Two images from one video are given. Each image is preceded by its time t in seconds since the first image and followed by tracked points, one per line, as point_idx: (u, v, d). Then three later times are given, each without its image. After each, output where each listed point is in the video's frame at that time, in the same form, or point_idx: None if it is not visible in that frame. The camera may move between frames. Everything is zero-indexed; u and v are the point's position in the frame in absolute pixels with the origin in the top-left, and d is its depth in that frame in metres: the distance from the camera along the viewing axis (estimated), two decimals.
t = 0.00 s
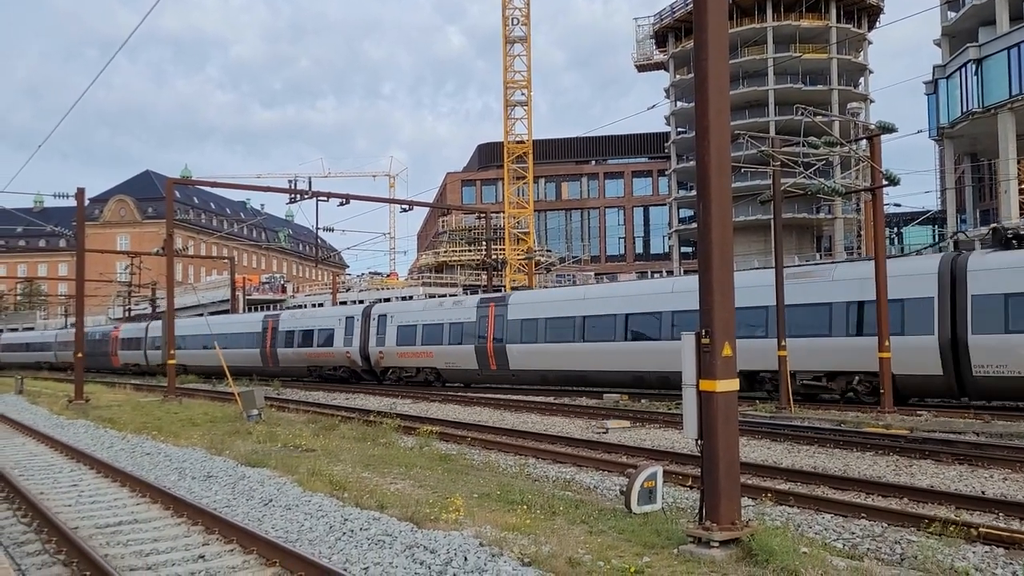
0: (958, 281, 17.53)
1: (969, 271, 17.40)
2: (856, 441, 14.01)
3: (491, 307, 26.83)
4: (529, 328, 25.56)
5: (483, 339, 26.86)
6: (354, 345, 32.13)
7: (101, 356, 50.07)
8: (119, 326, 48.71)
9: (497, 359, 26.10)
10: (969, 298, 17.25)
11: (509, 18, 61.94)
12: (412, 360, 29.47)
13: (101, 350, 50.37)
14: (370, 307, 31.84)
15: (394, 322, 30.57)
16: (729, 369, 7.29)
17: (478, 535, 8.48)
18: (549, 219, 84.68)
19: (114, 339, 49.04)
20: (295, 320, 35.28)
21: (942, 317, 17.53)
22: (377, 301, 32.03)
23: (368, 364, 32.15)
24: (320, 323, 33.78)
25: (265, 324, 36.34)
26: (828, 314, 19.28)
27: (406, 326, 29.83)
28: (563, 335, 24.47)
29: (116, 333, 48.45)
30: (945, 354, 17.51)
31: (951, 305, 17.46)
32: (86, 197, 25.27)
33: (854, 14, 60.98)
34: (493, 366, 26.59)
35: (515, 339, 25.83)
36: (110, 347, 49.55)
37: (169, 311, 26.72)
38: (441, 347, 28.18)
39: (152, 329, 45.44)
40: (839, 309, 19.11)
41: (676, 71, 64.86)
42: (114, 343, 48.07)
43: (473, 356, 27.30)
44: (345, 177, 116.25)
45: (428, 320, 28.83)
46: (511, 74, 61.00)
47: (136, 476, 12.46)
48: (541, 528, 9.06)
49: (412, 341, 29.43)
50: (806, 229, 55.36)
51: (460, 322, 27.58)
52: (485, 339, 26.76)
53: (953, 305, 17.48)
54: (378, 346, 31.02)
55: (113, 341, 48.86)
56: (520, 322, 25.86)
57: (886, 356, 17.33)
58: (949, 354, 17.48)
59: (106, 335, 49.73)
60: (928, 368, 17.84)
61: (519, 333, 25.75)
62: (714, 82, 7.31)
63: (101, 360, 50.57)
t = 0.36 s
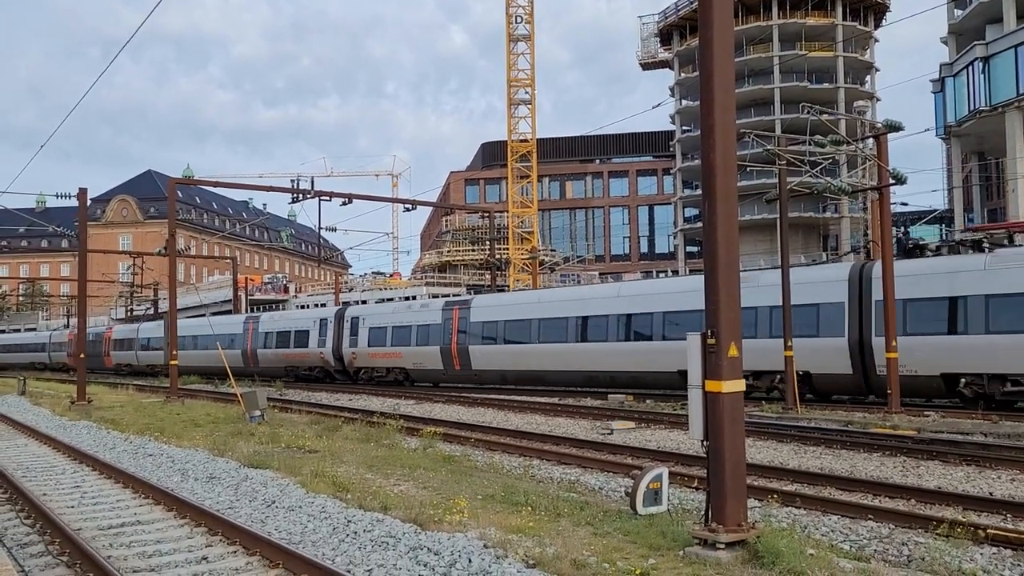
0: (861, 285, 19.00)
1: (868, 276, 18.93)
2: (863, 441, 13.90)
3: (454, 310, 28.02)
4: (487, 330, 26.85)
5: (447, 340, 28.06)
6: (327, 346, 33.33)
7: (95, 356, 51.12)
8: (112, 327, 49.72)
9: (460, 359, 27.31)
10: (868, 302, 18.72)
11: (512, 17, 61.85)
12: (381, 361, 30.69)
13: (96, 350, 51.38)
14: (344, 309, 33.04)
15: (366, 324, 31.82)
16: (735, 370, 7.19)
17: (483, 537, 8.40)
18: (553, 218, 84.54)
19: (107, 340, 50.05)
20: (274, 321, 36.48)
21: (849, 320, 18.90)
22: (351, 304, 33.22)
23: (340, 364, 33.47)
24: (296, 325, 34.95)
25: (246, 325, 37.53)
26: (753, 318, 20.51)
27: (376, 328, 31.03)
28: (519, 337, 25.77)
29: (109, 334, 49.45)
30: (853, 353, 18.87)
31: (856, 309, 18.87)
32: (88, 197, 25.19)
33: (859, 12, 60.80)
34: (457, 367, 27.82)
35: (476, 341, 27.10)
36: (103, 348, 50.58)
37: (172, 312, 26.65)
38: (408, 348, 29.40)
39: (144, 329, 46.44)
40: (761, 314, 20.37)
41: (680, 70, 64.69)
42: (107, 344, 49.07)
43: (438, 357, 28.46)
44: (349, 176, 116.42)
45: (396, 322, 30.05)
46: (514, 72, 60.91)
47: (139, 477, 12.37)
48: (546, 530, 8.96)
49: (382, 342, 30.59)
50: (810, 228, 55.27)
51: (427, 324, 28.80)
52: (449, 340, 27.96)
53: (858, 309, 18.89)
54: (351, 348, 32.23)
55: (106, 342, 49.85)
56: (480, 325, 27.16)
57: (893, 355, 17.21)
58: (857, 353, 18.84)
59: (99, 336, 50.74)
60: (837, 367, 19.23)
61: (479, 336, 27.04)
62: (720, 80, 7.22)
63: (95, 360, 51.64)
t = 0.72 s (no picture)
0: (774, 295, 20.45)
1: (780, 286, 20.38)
2: (865, 441, 13.96)
3: (419, 312, 29.66)
4: (449, 331, 28.47)
5: (412, 340, 29.75)
6: (302, 346, 35.04)
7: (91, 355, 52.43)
8: (109, 327, 50.93)
9: (424, 358, 29.04)
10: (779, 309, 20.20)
11: (516, 18, 61.99)
12: (354, 360, 32.38)
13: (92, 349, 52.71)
14: (319, 311, 34.83)
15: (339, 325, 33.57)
16: (737, 369, 7.28)
17: (487, 535, 8.49)
18: (556, 218, 84.61)
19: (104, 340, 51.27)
20: (254, 322, 38.18)
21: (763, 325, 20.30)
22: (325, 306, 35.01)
23: (315, 363, 35.23)
24: (274, 326, 36.63)
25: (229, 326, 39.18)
26: (679, 321, 21.91)
27: (349, 329, 32.72)
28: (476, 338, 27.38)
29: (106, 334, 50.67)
30: (766, 354, 20.24)
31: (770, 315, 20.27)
32: (95, 198, 25.37)
33: (863, 12, 60.84)
34: (421, 365, 29.49)
35: (439, 342, 28.75)
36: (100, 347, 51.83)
37: (179, 312, 26.79)
38: (377, 348, 31.09)
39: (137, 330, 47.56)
40: (687, 317, 21.78)
41: (684, 70, 64.72)
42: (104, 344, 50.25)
43: (405, 356, 30.14)
44: (353, 177, 116.69)
45: (366, 323, 31.79)
46: (518, 73, 61.02)
47: (146, 476, 12.49)
48: (550, 527, 9.05)
49: (353, 342, 32.36)
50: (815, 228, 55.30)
51: (394, 325, 30.47)
52: (414, 340, 29.64)
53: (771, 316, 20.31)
54: (325, 348, 34.00)
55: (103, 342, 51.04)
56: (442, 326, 28.79)
57: (895, 355, 17.27)
58: (770, 355, 20.17)
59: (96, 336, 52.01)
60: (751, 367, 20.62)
61: (441, 337, 28.71)
62: (723, 83, 7.30)
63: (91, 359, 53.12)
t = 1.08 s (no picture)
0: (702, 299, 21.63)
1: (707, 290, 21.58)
2: (874, 442, 13.82)
3: (388, 314, 30.93)
4: (415, 334, 29.77)
5: (381, 341, 31.04)
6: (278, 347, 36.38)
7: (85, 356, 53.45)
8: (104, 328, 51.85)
9: (392, 358, 30.34)
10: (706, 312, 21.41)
11: (521, 17, 61.86)
12: (327, 361, 33.71)
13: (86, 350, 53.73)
14: (295, 313, 36.21)
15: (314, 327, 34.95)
16: (744, 370, 7.15)
17: (492, 537, 8.39)
18: (562, 217, 84.50)
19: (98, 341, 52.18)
20: (235, 324, 39.61)
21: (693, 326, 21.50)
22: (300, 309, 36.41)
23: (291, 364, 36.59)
24: (253, 328, 38.04)
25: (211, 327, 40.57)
26: (622, 324, 23.21)
27: (324, 330, 34.04)
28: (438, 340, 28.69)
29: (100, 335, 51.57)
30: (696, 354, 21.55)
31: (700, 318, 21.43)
32: (98, 198, 25.30)
33: (870, 10, 60.61)
34: (390, 366, 30.74)
35: (405, 343, 29.99)
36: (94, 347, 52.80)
37: (183, 312, 26.72)
38: (350, 348, 32.41)
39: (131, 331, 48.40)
40: (629, 321, 23.07)
41: (689, 69, 64.59)
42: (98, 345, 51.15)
43: (374, 356, 31.42)
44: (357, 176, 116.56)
45: (339, 325, 33.17)
46: (523, 72, 60.90)
47: (149, 478, 12.39)
48: (555, 530, 8.94)
49: (327, 343, 33.70)
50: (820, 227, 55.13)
51: (364, 327, 31.79)
52: (382, 341, 30.91)
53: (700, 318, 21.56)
54: (300, 349, 35.34)
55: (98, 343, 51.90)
56: (407, 329, 30.04)
57: (904, 356, 17.11)
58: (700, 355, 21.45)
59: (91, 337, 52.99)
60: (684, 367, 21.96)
61: (408, 338, 29.92)
62: (729, 80, 7.18)
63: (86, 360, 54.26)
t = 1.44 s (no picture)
0: (639, 304, 23.18)
1: (644, 295, 23.10)
2: (878, 442, 13.81)
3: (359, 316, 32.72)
4: (383, 336, 31.37)
5: (353, 342, 32.85)
6: (256, 348, 38.06)
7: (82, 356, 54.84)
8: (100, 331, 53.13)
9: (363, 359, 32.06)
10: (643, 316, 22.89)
11: (524, 17, 61.84)
12: (302, 362, 35.38)
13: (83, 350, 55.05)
14: (271, 317, 37.94)
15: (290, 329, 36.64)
16: (748, 370, 7.15)
17: (496, 538, 8.40)
18: (565, 218, 84.40)
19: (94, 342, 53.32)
20: (221, 325, 41.33)
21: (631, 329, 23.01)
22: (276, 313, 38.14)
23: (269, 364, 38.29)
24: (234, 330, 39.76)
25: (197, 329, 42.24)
26: (569, 327, 24.69)
27: (300, 332, 35.71)
28: (404, 341, 30.25)
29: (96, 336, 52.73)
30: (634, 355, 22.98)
31: (637, 322, 22.96)
32: (103, 199, 25.34)
33: (874, 10, 60.52)
34: (361, 366, 32.49)
35: (375, 344, 31.63)
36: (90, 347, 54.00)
37: (187, 313, 26.73)
38: (324, 349, 34.16)
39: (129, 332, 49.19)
40: (575, 324, 24.57)
41: (693, 69, 64.51)
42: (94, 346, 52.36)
43: (348, 356, 33.22)
44: (360, 176, 116.85)
45: (314, 327, 34.89)
46: (526, 73, 60.89)
47: (154, 478, 12.39)
48: (560, 531, 8.94)
49: (303, 344, 35.37)
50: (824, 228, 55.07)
51: (338, 329, 33.59)
52: (354, 343, 32.66)
53: (637, 321, 23.04)
54: (276, 350, 37.03)
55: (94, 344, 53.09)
56: (378, 331, 31.58)
57: (908, 355, 17.09)
58: (637, 356, 22.93)
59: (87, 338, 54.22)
60: (623, 367, 23.48)
61: (377, 340, 31.52)
62: (732, 82, 7.18)
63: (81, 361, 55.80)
